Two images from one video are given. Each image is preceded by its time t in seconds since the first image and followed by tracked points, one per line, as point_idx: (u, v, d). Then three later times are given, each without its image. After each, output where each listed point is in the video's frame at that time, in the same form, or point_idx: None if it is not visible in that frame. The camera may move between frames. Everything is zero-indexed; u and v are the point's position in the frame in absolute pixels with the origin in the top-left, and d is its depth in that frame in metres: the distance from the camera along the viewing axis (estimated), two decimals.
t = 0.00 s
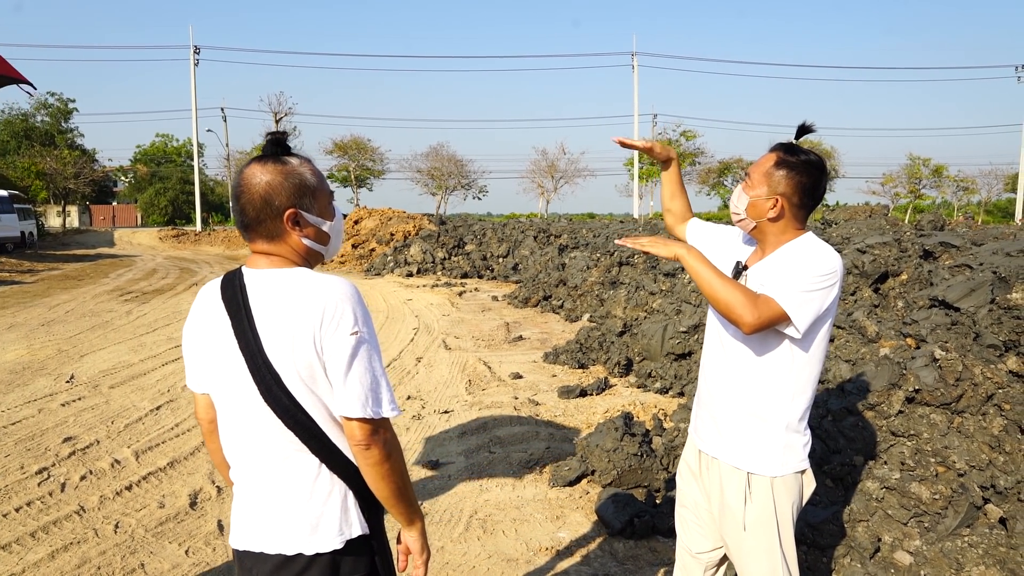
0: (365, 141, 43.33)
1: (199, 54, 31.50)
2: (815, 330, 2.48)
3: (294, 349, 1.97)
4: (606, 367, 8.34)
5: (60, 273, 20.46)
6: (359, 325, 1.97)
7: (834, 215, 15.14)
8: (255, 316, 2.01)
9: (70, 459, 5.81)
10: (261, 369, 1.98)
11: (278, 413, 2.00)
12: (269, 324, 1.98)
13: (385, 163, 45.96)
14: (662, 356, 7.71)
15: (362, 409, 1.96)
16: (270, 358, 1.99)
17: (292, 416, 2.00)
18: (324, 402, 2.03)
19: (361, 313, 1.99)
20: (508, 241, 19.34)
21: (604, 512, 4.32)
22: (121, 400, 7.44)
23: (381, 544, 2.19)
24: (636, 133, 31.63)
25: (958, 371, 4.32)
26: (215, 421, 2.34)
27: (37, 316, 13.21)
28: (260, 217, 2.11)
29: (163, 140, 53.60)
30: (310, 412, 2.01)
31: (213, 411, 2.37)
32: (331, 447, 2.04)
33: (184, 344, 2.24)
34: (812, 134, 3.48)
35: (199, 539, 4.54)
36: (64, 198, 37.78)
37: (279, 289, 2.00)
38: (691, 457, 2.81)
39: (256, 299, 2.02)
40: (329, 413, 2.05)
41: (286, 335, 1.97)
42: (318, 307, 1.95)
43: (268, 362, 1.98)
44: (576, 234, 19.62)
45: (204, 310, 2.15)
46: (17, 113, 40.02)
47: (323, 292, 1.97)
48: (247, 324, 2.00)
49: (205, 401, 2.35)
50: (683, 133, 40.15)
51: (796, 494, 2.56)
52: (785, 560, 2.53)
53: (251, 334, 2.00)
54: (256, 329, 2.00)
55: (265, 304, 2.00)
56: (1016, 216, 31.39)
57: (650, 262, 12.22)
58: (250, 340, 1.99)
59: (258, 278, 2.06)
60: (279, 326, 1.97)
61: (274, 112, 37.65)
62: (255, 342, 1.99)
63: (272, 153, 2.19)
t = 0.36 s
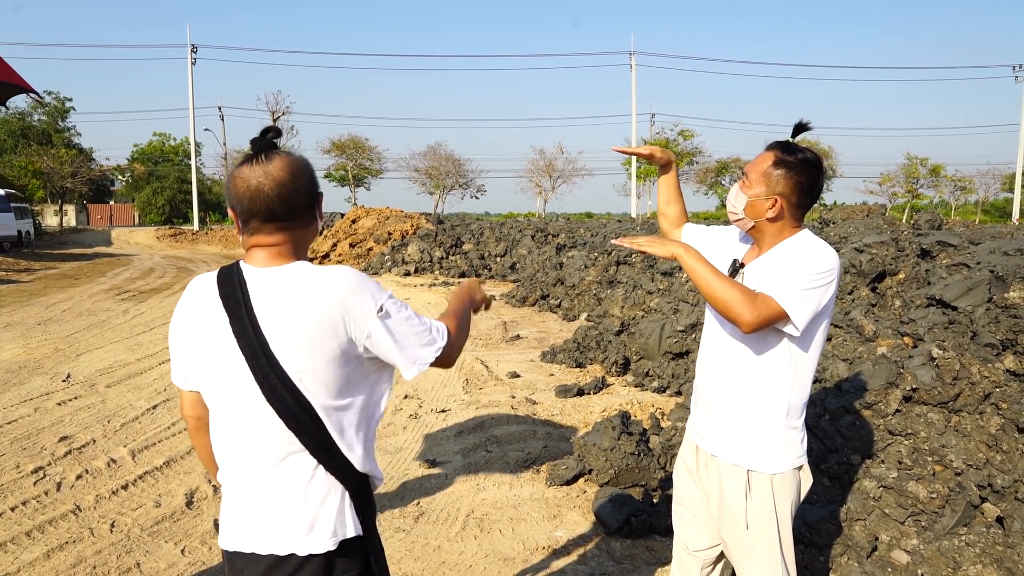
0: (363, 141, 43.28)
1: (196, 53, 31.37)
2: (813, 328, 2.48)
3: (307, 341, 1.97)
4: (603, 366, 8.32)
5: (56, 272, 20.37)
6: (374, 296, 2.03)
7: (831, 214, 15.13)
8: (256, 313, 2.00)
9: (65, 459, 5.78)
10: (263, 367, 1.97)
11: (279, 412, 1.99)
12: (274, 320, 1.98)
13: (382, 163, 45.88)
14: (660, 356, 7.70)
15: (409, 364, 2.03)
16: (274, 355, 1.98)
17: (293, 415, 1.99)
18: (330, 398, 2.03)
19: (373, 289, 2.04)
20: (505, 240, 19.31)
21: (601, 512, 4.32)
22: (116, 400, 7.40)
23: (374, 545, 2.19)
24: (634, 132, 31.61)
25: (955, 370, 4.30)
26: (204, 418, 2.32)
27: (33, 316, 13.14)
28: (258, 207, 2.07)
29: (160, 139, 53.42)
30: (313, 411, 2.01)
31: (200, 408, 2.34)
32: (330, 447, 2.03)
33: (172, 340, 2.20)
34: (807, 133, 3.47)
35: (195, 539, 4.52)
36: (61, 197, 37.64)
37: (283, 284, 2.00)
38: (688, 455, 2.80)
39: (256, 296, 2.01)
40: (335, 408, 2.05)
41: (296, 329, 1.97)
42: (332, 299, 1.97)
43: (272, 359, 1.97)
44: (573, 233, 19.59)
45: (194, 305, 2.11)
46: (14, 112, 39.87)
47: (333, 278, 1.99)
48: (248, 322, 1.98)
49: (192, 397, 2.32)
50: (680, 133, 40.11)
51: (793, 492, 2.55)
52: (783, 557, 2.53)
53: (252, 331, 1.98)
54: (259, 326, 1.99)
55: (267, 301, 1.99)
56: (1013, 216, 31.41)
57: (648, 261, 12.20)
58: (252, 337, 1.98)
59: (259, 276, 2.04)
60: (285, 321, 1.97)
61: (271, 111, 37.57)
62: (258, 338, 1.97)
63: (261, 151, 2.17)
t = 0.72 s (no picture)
0: (361, 140, 43.24)
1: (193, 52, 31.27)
2: (814, 328, 2.47)
3: (333, 336, 1.99)
4: (602, 366, 8.32)
5: (54, 272, 20.32)
6: (381, 273, 2.06)
7: (829, 214, 15.14)
8: (278, 313, 1.98)
9: (64, 459, 5.77)
10: (291, 365, 1.97)
11: (307, 409, 1.99)
12: (299, 317, 1.97)
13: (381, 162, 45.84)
14: (659, 355, 7.71)
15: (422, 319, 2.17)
16: (299, 352, 1.98)
17: (323, 411, 2.00)
18: (349, 391, 2.06)
19: (379, 266, 2.07)
20: (504, 240, 19.29)
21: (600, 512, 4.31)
22: (115, 400, 7.39)
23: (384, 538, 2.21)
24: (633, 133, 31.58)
25: (954, 370, 4.32)
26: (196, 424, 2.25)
27: (31, 315, 13.10)
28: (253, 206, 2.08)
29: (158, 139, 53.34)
30: (340, 406, 2.03)
31: (185, 421, 2.26)
32: (355, 441, 2.06)
33: (161, 347, 2.11)
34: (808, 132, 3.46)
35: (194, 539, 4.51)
36: (58, 197, 37.56)
37: (304, 282, 1.99)
38: (689, 454, 2.79)
39: (274, 296, 1.98)
40: (355, 400, 2.08)
41: (323, 323, 1.97)
42: (358, 286, 2.01)
43: (299, 356, 1.97)
44: (572, 233, 19.58)
45: (197, 310, 2.04)
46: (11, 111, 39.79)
47: (342, 270, 2.01)
48: (270, 321, 1.96)
49: (176, 411, 2.24)
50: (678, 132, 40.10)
51: (793, 492, 2.54)
52: (782, 557, 2.52)
53: (275, 331, 1.96)
54: (282, 327, 1.97)
55: (289, 300, 1.98)
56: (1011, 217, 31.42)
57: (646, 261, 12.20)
58: (276, 337, 1.96)
59: (262, 277, 2.02)
60: (311, 317, 1.97)
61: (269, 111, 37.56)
62: (281, 338, 1.96)
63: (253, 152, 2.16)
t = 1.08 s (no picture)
0: (361, 140, 43.23)
1: (192, 52, 31.23)
2: (808, 329, 2.47)
3: (324, 341, 1.99)
4: (601, 366, 8.33)
5: (54, 272, 20.32)
6: (375, 279, 2.05)
7: (828, 214, 15.15)
8: (268, 317, 1.97)
9: (64, 459, 5.78)
10: (279, 370, 1.97)
11: (296, 413, 1.99)
12: (289, 321, 1.97)
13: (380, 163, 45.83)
14: (658, 355, 7.72)
15: (421, 328, 2.13)
16: (288, 356, 1.98)
17: (311, 416, 2.00)
18: (340, 396, 2.06)
19: (373, 271, 2.06)
20: (503, 240, 19.31)
21: (600, 512, 4.32)
22: (115, 400, 7.40)
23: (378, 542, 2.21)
24: (632, 133, 31.62)
25: (953, 370, 4.30)
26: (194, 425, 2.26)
27: (31, 315, 13.12)
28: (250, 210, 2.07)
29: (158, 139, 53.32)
30: (328, 411, 2.02)
31: (182, 420, 2.26)
32: (345, 445, 2.05)
33: (159, 349, 2.11)
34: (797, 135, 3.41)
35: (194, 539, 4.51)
36: (58, 197, 37.56)
37: (294, 286, 1.99)
38: (685, 454, 2.80)
39: (265, 299, 1.98)
40: (347, 404, 2.08)
41: (313, 329, 1.97)
42: (345, 292, 1.99)
43: (287, 359, 1.97)
44: (571, 233, 19.59)
45: (190, 310, 2.04)
46: (11, 112, 39.78)
47: (333, 275, 2.01)
48: (260, 324, 1.96)
49: (173, 410, 2.24)
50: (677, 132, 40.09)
51: (787, 494, 2.54)
52: (776, 558, 2.52)
53: (264, 335, 1.96)
54: (272, 330, 1.97)
55: (280, 303, 1.98)
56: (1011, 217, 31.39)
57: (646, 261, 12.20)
58: (265, 341, 1.96)
59: (259, 278, 2.01)
60: (301, 321, 1.97)
61: (268, 111, 37.57)
62: (271, 341, 1.96)
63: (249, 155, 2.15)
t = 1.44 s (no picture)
0: (361, 140, 43.27)
1: (193, 53, 31.23)
2: (795, 333, 2.47)
3: (301, 347, 1.80)
4: (600, 367, 8.34)
5: (56, 272, 20.36)
6: (345, 278, 1.79)
7: (827, 215, 15.17)
8: (245, 315, 1.82)
9: (63, 459, 5.78)
10: (255, 370, 1.81)
11: (274, 415, 1.84)
12: (263, 326, 1.80)
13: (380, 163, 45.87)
14: (656, 356, 7.73)
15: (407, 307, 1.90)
16: (266, 359, 1.82)
17: (290, 419, 1.83)
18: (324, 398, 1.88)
19: (345, 267, 1.80)
20: (503, 240, 19.35)
21: (597, 514, 4.32)
22: (115, 400, 7.41)
23: (371, 551, 2.04)
24: (631, 133, 31.67)
25: (950, 373, 4.31)
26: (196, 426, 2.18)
27: (32, 316, 13.15)
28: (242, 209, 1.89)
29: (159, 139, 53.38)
30: (309, 414, 1.85)
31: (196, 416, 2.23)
32: (328, 451, 1.89)
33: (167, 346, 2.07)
34: (784, 138, 3.38)
35: (193, 540, 4.52)
36: (59, 197, 37.62)
37: (267, 288, 1.80)
38: (676, 456, 2.80)
39: (244, 296, 1.83)
40: (330, 408, 1.90)
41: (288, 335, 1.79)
42: (313, 289, 1.77)
43: (264, 363, 1.81)
44: (570, 233, 19.62)
45: (193, 304, 1.95)
46: (12, 112, 39.85)
47: (304, 282, 1.78)
48: (240, 327, 1.81)
49: (187, 406, 2.21)
50: (677, 132, 40.11)
51: (776, 497, 2.53)
52: (766, 561, 2.51)
53: (241, 335, 1.81)
54: (249, 329, 1.82)
55: (256, 301, 1.82)
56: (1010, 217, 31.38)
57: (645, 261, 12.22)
58: (242, 341, 1.81)
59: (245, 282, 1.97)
60: (273, 326, 1.79)
61: (268, 112, 37.66)
62: (248, 342, 1.81)
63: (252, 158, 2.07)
